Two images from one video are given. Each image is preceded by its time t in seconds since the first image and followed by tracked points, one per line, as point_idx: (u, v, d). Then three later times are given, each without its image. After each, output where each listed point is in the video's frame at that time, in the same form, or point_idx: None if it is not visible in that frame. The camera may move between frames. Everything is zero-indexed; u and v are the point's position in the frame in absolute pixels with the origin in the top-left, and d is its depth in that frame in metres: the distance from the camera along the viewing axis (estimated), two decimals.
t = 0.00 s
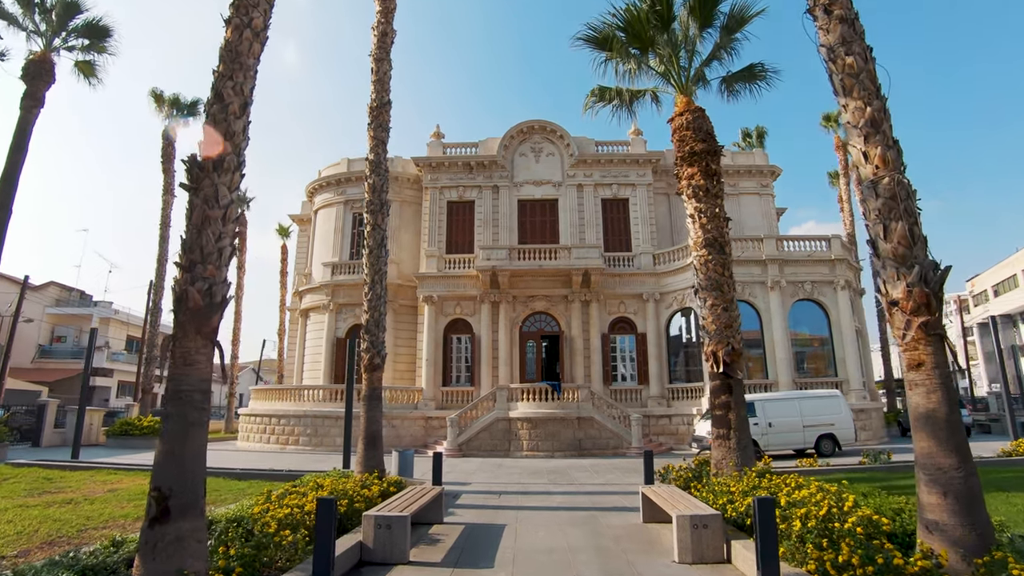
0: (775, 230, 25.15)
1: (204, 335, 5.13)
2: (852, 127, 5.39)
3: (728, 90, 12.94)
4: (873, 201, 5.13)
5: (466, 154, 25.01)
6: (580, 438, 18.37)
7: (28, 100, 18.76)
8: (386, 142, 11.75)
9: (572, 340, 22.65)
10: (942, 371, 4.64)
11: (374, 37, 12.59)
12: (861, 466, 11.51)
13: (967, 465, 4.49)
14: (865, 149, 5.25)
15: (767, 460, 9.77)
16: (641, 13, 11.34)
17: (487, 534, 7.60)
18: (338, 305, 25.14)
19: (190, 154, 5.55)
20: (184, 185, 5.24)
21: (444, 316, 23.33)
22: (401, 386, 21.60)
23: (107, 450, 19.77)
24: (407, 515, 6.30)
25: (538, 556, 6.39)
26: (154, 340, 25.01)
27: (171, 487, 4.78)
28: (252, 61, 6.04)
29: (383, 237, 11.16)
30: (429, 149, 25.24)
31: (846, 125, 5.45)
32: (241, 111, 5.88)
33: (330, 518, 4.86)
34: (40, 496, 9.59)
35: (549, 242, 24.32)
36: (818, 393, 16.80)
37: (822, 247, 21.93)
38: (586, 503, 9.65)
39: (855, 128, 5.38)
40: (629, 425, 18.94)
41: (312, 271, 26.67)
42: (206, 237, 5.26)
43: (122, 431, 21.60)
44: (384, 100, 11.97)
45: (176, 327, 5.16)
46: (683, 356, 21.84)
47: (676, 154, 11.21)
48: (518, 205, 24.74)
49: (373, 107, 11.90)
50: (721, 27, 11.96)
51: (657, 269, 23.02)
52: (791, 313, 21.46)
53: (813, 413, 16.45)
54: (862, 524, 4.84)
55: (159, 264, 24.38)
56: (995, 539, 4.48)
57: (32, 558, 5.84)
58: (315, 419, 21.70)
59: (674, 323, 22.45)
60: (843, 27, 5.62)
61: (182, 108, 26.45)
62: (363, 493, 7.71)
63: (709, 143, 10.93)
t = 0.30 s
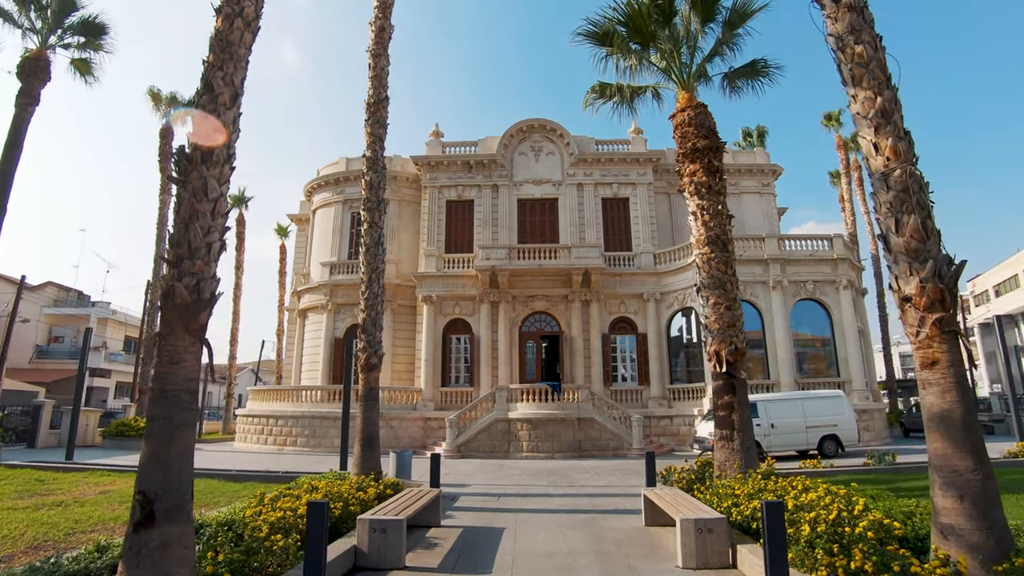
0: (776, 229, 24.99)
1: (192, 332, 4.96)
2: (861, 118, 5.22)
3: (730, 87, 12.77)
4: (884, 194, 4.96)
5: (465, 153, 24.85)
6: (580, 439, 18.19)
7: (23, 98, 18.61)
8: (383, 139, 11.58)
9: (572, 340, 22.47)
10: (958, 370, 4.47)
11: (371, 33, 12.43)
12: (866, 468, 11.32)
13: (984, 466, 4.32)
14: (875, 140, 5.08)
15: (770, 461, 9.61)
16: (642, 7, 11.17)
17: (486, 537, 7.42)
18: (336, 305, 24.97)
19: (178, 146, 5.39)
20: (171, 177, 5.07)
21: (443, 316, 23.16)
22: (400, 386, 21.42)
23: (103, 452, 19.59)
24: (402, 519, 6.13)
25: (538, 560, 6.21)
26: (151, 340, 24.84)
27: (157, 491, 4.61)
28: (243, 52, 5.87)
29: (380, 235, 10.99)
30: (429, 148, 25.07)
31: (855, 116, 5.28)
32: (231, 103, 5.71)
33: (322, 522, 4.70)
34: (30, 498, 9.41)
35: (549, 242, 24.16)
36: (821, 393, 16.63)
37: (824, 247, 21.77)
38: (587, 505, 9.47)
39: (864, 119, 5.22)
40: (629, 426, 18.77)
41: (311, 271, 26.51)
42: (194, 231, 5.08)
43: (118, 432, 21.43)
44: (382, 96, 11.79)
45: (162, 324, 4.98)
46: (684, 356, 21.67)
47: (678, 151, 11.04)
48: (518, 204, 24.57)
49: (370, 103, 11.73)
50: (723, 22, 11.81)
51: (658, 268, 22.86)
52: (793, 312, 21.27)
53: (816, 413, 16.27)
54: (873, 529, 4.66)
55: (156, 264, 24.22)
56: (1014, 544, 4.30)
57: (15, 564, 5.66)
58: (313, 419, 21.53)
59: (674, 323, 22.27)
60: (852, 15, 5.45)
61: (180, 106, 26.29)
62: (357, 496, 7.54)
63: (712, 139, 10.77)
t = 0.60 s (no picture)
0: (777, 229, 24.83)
1: (177, 331, 4.77)
2: (872, 110, 5.05)
3: (731, 84, 12.61)
4: (895, 188, 4.79)
5: (464, 152, 24.68)
6: (580, 440, 18.01)
7: (18, 96, 18.41)
8: (380, 135, 11.40)
9: (571, 340, 22.29)
10: (974, 370, 4.30)
11: (369, 29, 12.25)
12: (870, 471, 11.15)
13: (1001, 471, 4.15)
14: (887, 133, 4.91)
15: (773, 464, 9.45)
16: (643, 2, 11.00)
17: (484, 542, 7.24)
18: (334, 305, 24.79)
19: (165, 138, 5.20)
20: (156, 170, 4.89)
21: (441, 316, 22.97)
22: (398, 387, 21.24)
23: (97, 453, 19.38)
24: (397, 524, 5.95)
25: (537, 566, 6.04)
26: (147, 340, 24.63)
27: (139, 496, 4.42)
28: (233, 41, 5.69)
29: (377, 233, 10.80)
30: (428, 147, 24.90)
31: (865, 108, 5.12)
32: (221, 94, 5.54)
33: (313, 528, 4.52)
34: (19, 501, 9.22)
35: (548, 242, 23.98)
36: (823, 394, 16.47)
37: (825, 247, 21.61)
38: (587, 508, 9.28)
39: (874, 111, 5.05)
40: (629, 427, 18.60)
41: (309, 271, 26.32)
42: (180, 226, 4.90)
43: (114, 433, 21.24)
44: (379, 92, 11.61)
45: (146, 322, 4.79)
46: (684, 357, 21.50)
47: (680, 148, 10.88)
48: (517, 204, 24.40)
49: (367, 100, 11.55)
50: (725, 18, 11.64)
51: (658, 268, 22.69)
52: (794, 313, 21.10)
53: (818, 415, 16.10)
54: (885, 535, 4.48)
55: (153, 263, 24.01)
56: None
57: None
58: (310, 420, 21.34)
59: (675, 323, 22.10)
60: (862, 4, 5.27)
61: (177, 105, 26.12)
62: (352, 499, 7.38)
63: (714, 136, 10.60)
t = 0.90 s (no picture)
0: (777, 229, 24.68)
1: (161, 329, 4.59)
2: (880, 102, 4.90)
3: (733, 81, 12.44)
4: (906, 182, 4.63)
5: (463, 151, 24.51)
6: (579, 442, 17.83)
7: (12, 93, 18.23)
8: (377, 132, 11.23)
9: (570, 341, 22.12)
10: (989, 371, 4.14)
11: (366, 25, 12.07)
12: (873, 473, 10.98)
13: (1018, 475, 3.98)
14: (896, 125, 4.75)
15: (775, 467, 9.29)
16: None
17: (480, 546, 7.06)
18: (331, 305, 24.60)
19: (150, 129, 5.03)
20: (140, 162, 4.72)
21: (439, 317, 22.79)
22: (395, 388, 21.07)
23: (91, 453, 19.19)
24: (391, 529, 5.78)
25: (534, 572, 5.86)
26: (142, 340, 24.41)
27: (120, 500, 4.24)
28: (222, 31, 5.52)
29: (373, 231, 10.62)
30: (426, 147, 24.73)
31: (874, 100, 4.96)
32: (209, 85, 5.37)
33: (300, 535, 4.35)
34: (6, 503, 9.03)
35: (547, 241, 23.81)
36: (824, 396, 16.33)
37: (826, 247, 21.46)
38: (586, 512, 9.10)
39: (884, 103, 4.88)
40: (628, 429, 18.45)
41: (306, 270, 26.14)
42: (165, 221, 4.73)
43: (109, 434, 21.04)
44: (375, 89, 11.44)
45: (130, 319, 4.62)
46: (684, 357, 21.36)
47: (681, 146, 10.72)
48: (516, 204, 24.23)
49: (363, 96, 11.38)
50: (726, 14, 11.49)
51: (658, 268, 22.53)
52: (794, 314, 20.95)
53: (819, 416, 15.94)
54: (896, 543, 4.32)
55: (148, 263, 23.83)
56: None
57: None
58: (307, 421, 21.15)
59: (675, 324, 21.95)
60: None
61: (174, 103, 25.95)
62: (346, 503, 7.22)
63: (715, 133, 10.44)
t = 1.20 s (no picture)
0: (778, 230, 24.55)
1: (144, 326, 4.43)
2: (890, 93, 4.74)
3: (734, 78, 12.30)
4: (916, 175, 4.48)
5: (462, 151, 24.35)
6: (578, 444, 17.66)
7: (6, 90, 18.03)
8: (373, 129, 11.07)
9: (569, 342, 21.95)
10: (1004, 371, 3.99)
11: (362, 20, 11.90)
12: (876, 475, 10.82)
13: None
14: (907, 117, 4.59)
15: (777, 469, 9.15)
16: None
17: (476, 551, 6.88)
18: (328, 305, 24.44)
19: (136, 119, 4.86)
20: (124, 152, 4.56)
21: (437, 317, 22.62)
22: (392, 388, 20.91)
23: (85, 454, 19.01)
24: (384, 533, 5.60)
25: None
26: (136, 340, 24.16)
27: (100, 505, 4.06)
28: (210, 19, 5.35)
29: (369, 229, 10.45)
30: (424, 146, 24.57)
31: (883, 91, 4.80)
32: (196, 74, 5.20)
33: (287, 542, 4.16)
34: None
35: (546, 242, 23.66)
36: (825, 397, 16.18)
37: (827, 248, 21.33)
38: (584, 515, 8.93)
39: (893, 94, 4.74)
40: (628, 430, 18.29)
41: (303, 270, 25.96)
42: (149, 214, 4.56)
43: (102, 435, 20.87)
44: (372, 85, 11.28)
45: (112, 316, 4.45)
46: (683, 359, 21.22)
47: (681, 143, 10.57)
48: (514, 203, 24.07)
49: (360, 92, 11.22)
50: (727, 10, 11.35)
51: (657, 269, 22.38)
52: (794, 315, 20.80)
53: (820, 418, 15.79)
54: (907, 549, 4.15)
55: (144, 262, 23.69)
56: None
57: None
58: (303, 422, 20.96)
59: (674, 325, 21.81)
60: None
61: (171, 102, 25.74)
62: (339, 506, 7.05)
63: (716, 130, 10.29)
